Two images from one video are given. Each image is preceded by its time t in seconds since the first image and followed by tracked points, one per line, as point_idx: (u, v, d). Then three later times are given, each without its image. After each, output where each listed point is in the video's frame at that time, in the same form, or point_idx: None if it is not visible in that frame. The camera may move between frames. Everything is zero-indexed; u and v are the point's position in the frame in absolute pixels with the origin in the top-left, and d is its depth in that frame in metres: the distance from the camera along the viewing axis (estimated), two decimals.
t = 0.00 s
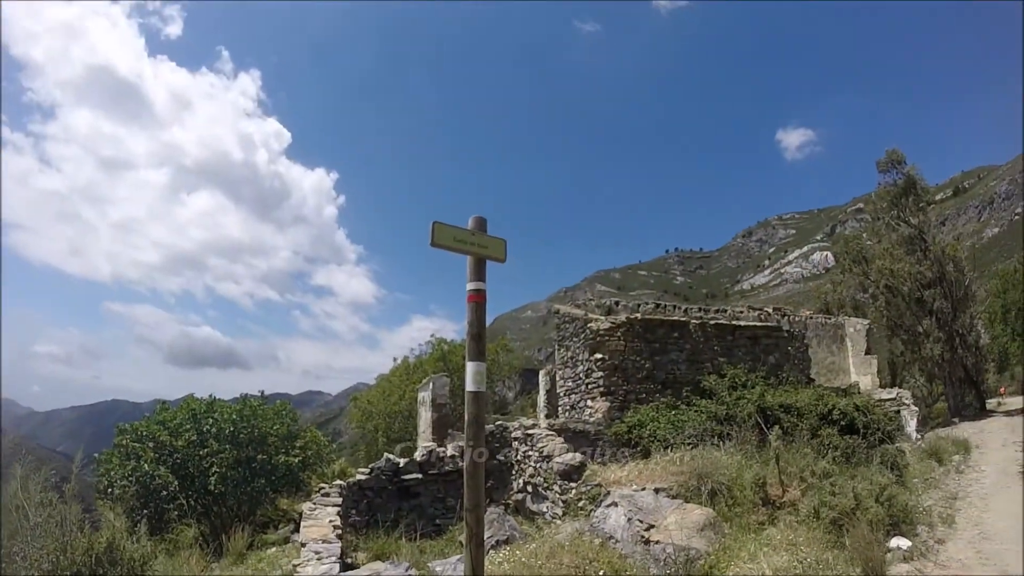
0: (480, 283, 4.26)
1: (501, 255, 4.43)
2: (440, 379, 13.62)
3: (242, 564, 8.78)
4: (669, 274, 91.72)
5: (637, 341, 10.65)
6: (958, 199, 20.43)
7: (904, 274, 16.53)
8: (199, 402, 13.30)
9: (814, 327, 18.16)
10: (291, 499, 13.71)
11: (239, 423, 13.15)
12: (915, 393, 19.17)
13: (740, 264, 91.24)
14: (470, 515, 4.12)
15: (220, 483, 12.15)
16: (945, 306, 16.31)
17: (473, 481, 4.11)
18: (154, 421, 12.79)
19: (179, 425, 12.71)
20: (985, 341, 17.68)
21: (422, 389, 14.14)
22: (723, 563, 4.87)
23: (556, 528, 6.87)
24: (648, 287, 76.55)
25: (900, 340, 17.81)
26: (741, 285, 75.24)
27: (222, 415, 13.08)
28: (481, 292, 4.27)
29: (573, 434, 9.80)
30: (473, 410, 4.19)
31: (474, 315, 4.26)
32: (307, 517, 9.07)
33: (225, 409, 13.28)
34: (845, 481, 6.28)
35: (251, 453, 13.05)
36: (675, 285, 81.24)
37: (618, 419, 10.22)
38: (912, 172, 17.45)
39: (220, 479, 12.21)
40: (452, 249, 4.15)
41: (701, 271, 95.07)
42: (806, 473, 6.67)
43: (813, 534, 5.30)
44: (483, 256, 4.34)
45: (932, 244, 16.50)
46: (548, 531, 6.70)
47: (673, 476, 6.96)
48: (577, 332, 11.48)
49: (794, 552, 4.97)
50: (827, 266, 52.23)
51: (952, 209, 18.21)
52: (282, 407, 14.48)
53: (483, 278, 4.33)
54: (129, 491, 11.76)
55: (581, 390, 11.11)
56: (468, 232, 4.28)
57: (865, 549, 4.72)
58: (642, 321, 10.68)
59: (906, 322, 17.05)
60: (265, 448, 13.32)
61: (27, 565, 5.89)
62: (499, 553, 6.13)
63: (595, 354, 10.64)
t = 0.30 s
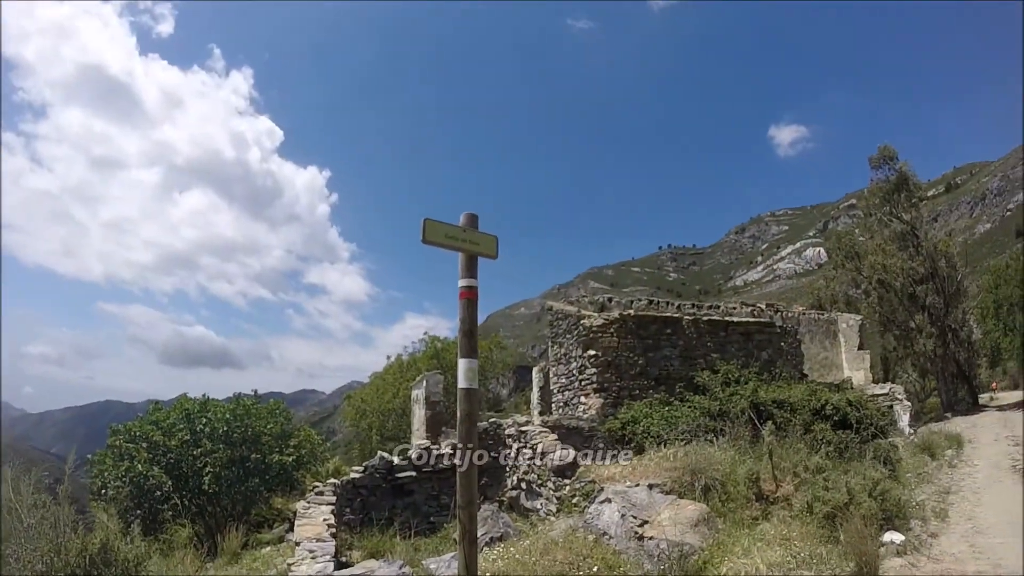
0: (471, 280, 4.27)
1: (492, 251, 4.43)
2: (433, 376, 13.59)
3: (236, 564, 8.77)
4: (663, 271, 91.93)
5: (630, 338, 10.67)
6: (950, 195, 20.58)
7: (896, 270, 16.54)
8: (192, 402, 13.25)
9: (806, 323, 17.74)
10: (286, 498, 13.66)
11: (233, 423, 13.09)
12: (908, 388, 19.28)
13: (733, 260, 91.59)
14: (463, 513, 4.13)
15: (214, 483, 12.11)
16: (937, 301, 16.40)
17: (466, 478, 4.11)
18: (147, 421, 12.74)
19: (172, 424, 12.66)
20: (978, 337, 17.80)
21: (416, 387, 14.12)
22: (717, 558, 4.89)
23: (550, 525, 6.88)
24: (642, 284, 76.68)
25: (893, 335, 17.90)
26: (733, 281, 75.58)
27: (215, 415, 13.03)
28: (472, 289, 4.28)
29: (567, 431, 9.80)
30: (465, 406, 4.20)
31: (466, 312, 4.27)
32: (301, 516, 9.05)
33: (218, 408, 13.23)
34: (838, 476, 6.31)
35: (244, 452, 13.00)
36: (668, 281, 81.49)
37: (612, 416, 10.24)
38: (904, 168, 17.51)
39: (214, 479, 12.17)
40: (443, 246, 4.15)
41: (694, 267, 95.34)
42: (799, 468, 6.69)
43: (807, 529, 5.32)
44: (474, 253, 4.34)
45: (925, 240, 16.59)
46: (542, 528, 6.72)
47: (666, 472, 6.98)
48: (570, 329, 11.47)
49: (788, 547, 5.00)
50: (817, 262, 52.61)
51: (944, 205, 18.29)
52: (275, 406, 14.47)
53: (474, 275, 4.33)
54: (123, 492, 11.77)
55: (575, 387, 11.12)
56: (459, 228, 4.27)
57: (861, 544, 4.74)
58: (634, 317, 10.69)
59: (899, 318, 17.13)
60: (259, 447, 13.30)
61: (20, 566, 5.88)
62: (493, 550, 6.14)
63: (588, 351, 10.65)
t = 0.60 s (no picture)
0: (458, 278, 4.27)
1: (478, 250, 4.43)
2: (420, 375, 13.56)
3: (222, 563, 8.71)
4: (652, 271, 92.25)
5: (617, 337, 10.70)
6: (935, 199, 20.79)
7: (883, 271, 16.73)
8: (177, 400, 13.13)
9: (792, 324, 17.81)
10: (272, 497, 13.55)
11: (218, 421, 12.97)
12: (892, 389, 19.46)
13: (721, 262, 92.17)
14: (449, 511, 4.13)
15: (200, 482, 11.99)
16: (922, 303, 16.59)
17: (452, 477, 4.11)
18: (133, 420, 12.62)
19: (158, 423, 12.55)
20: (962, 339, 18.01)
21: (402, 386, 14.10)
22: (703, 556, 4.91)
23: (536, 524, 6.88)
24: (631, 284, 76.96)
25: (878, 337, 18.06)
26: (721, 282, 76.09)
27: (201, 413, 12.89)
28: (459, 287, 4.28)
29: (554, 430, 9.80)
30: (451, 405, 4.20)
31: (452, 311, 4.27)
32: (286, 515, 9.00)
33: (203, 407, 13.10)
34: (823, 475, 6.36)
35: (230, 451, 12.87)
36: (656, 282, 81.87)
37: (599, 415, 10.26)
38: (890, 171, 17.70)
39: (199, 478, 12.04)
40: (431, 244, 4.15)
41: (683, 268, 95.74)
42: (784, 468, 6.75)
43: (792, 528, 5.36)
44: (461, 251, 4.34)
45: (911, 243, 16.79)
46: (528, 527, 6.72)
47: (653, 471, 7.00)
48: (557, 328, 11.48)
49: (773, 546, 5.03)
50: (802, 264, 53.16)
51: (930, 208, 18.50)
52: (260, 404, 14.47)
53: (461, 274, 4.34)
54: (107, 491, 11.70)
55: (561, 386, 11.14)
56: (445, 226, 4.27)
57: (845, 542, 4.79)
58: (622, 317, 10.72)
59: (884, 319, 17.30)
60: (244, 446, 13.24)
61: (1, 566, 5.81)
62: (479, 549, 6.14)
63: (575, 350, 10.66)
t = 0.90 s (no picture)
0: (446, 273, 4.26)
1: (466, 244, 4.41)
2: (408, 371, 13.54)
3: (209, 560, 8.67)
4: (642, 269, 92.52)
5: (605, 335, 10.72)
6: (923, 200, 21.01)
7: (871, 271, 16.87)
8: (165, 396, 13.05)
9: (780, 323, 17.90)
10: (259, 493, 13.36)
11: (206, 417, 12.98)
12: (879, 388, 19.63)
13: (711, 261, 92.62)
14: (435, 508, 4.13)
15: (187, 478, 12.02)
16: (910, 304, 16.76)
17: (438, 472, 4.11)
18: (120, 415, 12.53)
19: (145, 419, 12.50)
20: (949, 340, 18.19)
21: (391, 382, 14.05)
22: (690, 553, 4.93)
23: (524, 520, 6.90)
24: (621, 282, 77.19)
25: (865, 336, 18.19)
26: (709, 281, 76.52)
27: (189, 409, 12.89)
28: (446, 282, 4.27)
29: (541, 426, 9.81)
30: (438, 401, 4.18)
31: (440, 306, 4.26)
32: (273, 511, 8.96)
33: (191, 402, 13.08)
34: (810, 473, 6.41)
35: (217, 447, 12.86)
36: (645, 280, 82.22)
37: (586, 412, 10.28)
38: (879, 172, 17.81)
39: (186, 474, 12.10)
40: (418, 238, 4.14)
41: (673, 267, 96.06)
42: (771, 465, 6.79)
43: (779, 525, 5.40)
44: (449, 246, 4.33)
45: (899, 243, 16.92)
46: (515, 523, 6.73)
47: (641, 468, 7.02)
48: (545, 325, 11.49)
49: (760, 543, 5.06)
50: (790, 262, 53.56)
51: (919, 209, 18.63)
52: (248, 400, 14.35)
53: (449, 269, 4.33)
54: (94, 487, 11.67)
55: (549, 383, 11.15)
56: (433, 221, 4.25)
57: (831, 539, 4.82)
58: (610, 314, 10.74)
59: (871, 319, 17.42)
60: (232, 441, 13.13)
61: None
62: (466, 545, 6.15)
63: (563, 347, 10.67)
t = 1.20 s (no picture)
0: (432, 270, 4.26)
1: (454, 242, 4.41)
2: (395, 369, 13.49)
3: (195, 559, 8.61)
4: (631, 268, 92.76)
5: (592, 333, 10.74)
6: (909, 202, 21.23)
7: (857, 272, 17.02)
8: (150, 393, 12.95)
9: (767, 323, 17.97)
10: (246, 492, 13.30)
11: (192, 414, 12.95)
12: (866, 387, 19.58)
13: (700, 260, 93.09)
14: (421, 506, 4.13)
15: (172, 476, 12.01)
16: (896, 304, 16.95)
17: (424, 470, 4.10)
18: (105, 412, 12.44)
19: (130, 416, 12.42)
20: (934, 340, 18.37)
21: (378, 379, 13.97)
22: (676, 551, 4.95)
23: (510, 518, 6.90)
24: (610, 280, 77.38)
25: (852, 336, 18.31)
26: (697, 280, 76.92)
27: (175, 406, 12.84)
28: (432, 279, 4.27)
29: (528, 425, 9.82)
30: (423, 399, 4.17)
31: (426, 303, 4.26)
32: (260, 509, 8.92)
33: (177, 399, 13.02)
34: (795, 472, 6.46)
35: (203, 445, 12.82)
36: (634, 279, 82.52)
37: (573, 410, 10.31)
38: (866, 173, 17.96)
39: (172, 472, 12.12)
40: (404, 236, 4.13)
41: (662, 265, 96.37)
42: (757, 464, 6.84)
43: (765, 523, 5.45)
44: (435, 244, 4.32)
45: (886, 245, 17.09)
46: (501, 521, 6.73)
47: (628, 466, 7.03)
48: (532, 323, 11.48)
49: (746, 541, 5.09)
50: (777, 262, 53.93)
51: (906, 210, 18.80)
52: (235, 397, 14.23)
53: (435, 266, 4.32)
54: (79, 485, 11.58)
55: (536, 381, 11.16)
56: (420, 218, 4.25)
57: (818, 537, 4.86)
58: (597, 313, 10.76)
59: (857, 319, 17.56)
60: (218, 439, 13.06)
61: None
62: (453, 543, 6.16)
63: (551, 345, 10.67)
